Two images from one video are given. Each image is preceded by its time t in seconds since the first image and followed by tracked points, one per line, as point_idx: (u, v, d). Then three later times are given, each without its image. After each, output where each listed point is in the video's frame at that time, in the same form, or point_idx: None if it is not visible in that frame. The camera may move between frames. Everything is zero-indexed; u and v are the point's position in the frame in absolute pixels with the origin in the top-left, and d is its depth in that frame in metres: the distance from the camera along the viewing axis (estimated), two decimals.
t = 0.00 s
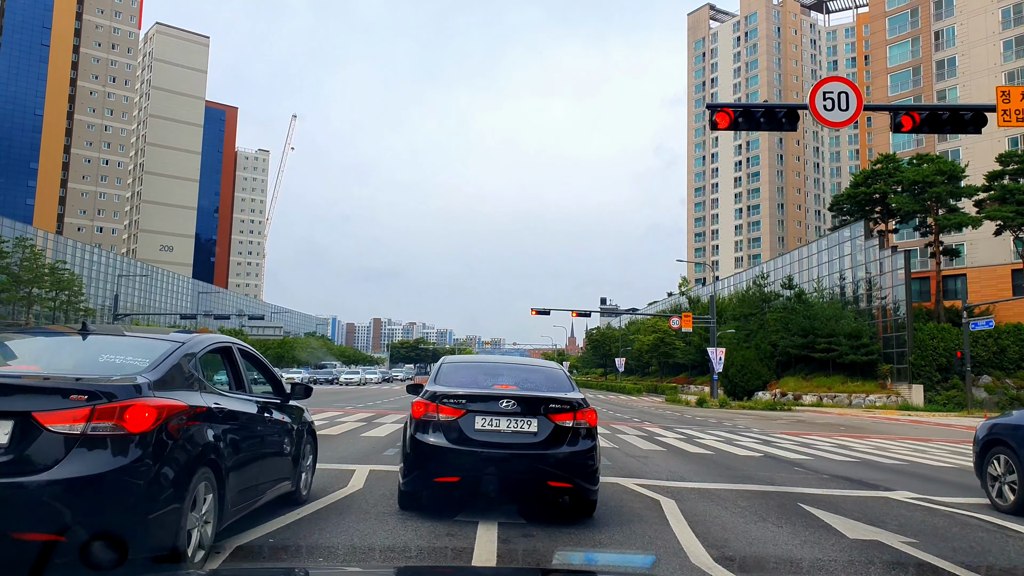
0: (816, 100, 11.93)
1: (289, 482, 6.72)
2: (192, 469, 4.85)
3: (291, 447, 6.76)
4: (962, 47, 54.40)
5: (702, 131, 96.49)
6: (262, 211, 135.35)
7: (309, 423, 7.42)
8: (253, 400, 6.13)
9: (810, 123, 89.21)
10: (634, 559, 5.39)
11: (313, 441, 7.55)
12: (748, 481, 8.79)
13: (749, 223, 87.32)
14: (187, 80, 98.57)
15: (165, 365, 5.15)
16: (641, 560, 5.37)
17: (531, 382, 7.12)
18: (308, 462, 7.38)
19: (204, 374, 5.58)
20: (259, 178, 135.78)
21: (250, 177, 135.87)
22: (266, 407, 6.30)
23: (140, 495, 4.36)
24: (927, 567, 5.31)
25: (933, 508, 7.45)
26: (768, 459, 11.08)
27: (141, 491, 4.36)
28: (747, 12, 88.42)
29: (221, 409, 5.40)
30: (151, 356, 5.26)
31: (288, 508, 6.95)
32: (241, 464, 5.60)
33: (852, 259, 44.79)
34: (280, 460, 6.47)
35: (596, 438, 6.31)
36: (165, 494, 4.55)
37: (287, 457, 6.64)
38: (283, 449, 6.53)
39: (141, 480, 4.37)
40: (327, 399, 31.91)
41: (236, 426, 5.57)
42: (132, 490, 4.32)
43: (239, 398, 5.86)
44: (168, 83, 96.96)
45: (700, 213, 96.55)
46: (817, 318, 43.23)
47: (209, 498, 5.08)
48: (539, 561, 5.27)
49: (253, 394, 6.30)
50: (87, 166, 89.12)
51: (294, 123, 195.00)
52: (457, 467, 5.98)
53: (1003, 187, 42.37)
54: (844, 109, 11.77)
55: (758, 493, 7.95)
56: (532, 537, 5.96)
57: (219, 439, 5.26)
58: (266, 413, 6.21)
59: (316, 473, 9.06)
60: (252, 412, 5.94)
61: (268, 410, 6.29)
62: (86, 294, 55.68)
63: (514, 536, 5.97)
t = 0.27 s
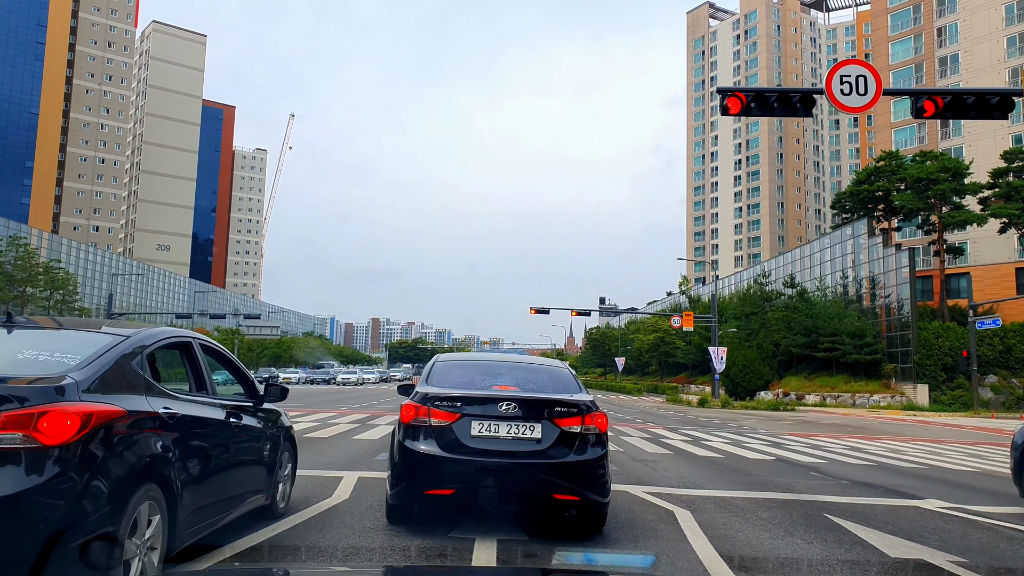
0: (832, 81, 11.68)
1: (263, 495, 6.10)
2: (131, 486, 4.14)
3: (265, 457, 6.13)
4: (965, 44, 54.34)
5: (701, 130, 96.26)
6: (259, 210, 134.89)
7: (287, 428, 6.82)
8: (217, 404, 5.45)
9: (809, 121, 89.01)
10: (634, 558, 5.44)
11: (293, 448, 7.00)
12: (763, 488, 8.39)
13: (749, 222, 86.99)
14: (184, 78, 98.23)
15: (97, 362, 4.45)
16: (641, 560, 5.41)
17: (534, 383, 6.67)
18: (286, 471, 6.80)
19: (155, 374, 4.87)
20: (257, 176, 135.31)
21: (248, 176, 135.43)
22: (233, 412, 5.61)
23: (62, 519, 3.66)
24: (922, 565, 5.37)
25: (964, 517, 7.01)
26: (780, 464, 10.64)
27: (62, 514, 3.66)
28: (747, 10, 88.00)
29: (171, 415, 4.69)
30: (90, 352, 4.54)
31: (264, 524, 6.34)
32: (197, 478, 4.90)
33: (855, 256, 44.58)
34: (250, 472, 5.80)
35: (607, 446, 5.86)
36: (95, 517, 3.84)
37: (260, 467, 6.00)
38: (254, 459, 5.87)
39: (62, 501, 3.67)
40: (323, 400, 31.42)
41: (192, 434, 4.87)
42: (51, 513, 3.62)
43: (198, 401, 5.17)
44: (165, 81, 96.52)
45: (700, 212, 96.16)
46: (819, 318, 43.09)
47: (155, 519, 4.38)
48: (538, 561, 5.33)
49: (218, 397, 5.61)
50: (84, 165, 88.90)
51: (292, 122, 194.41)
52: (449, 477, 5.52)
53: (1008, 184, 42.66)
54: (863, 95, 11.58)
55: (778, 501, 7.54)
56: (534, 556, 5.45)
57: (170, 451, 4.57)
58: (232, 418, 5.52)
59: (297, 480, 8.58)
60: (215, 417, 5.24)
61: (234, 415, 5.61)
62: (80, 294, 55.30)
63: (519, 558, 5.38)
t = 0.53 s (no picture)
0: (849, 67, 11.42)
1: (237, 508, 5.33)
2: (59, 508, 3.23)
3: (238, 467, 5.30)
4: (967, 41, 54.18)
5: (700, 129, 95.93)
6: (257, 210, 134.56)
7: (263, 432, 6.03)
8: (180, 407, 4.55)
9: (810, 120, 88.78)
10: (632, 560, 5.47)
11: (272, 456, 6.31)
12: (780, 497, 8.04)
13: (749, 222, 86.71)
14: (182, 77, 97.94)
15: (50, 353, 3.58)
16: (640, 560, 5.44)
17: (535, 383, 6.32)
18: (262, 481, 6.08)
19: (99, 371, 3.94)
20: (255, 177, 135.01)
21: (246, 176, 135.09)
22: (198, 417, 4.72)
23: None
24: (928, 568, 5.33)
25: (997, 528, 6.67)
26: (792, 470, 10.27)
27: None
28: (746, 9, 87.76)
29: (115, 422, 3.74)
30: (9, 346, 3.56)
31: (236, 542, 5.62)
32: (152, 496, 4.03)
33: (858, 254, 44.32)
34: (218, 485, 4.96)
35: (617, 454, 5.52)
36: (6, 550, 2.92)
37: (232, 480, 5.17)
38: (224, 471, 5.01)
39: None
40: (319, 401, 31.03)
41: (145, 445, 3.96)
42: None
43: (154, 406, 4.25)
44: (162, 81, 96.17)
45: (700, 212, 95.89)
46: (823, 317, 42.83)
47: (92, 548, 3.48)
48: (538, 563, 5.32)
49: (181, 399, 4.71)
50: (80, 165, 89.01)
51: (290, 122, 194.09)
52: (443, 490, 5.12)
53: (1012, 182, 42.57)
54: (880, 80, 11.37)
55: (798, 511, 7.19)
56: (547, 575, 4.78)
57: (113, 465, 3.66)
58: (196, 425, 4.63)
59: (283, 490, 8.19)
60: (175, 423, 4.34)
61: (200, 421, 4.72)
62: (76, 294, 54.89)
63: None
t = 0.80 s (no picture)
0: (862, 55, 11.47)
1: (211, 521, 5.01)
2: None
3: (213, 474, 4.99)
4: (970, 38, 53.99)
5: (700, 127, 95.60)
6: (256, 209, 134.25)
7: (242, 433, 5.72)
8: (141, 410, 4.18)
9: (810, 118, 88.53)
10: (634, 559, 5.50)
11: (254, 460, 6.04)
12: (796, 503, 7.87)
13: (750, 220, 86.45)
14: (180, 75, 97.67)
15: None
16: (641, 560, 5.48)
17: (538, 383, 6.02)
18: (243, 489, 5.80)
19: (44, 373, 3.58)
20: (254, 175, 134.73)
21: (245, 175, 134.79)
22: (163, 420, 4.37)
23: None
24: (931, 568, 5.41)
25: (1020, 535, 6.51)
26: (802, 474, 10.11)
27: None
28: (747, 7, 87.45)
29: (52, 430, 3.30)
30: None
31: (216, 552, 5.34)
32: (110, 509, 3.69)
33: (861, 253, 44.08)
34: (190, 495, 4.62)
35: (628, 462, 5.23)
36: None
37: (204, 489, 4.85)
38: (194, 479, 4.67)
39: None
40: (315, 400, 30.76)
41: (100, 452, 3.61)
42: None
43: (111, 409, 3.88)
44: (161, 79, 95.93)
45: (700, 210, 95.60)
46: (826, 316, 42.65)
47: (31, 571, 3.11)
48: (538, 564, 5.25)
49: (144, 401, 4.36)
50: (78, 163, 88.82)
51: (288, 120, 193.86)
52: (437, 500, 4.82)
53: (1017, 179, 42.28)
54: (894, 67, 11.41)
55: (815, 519, 7.04)
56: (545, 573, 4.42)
57: (54, 477, 3.26)
58: (160, 430, 4.27)
59: (274, 496, 7.96)
60: (136, 428, 3.99)
61: (165, 425, 4.36)
62: (73, 293, 54.55)
63: None
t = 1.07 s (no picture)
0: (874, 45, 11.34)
1: (189, 533, 4.78)
2: None
3: (189, 481, 4.74)
4: (973, 36, 53.96)
5: (700, 127, 95.36)
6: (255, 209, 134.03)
7: (222, 436, 5.48)
8: (106, 413, 3.90)
9: (811, 117, 88.40)
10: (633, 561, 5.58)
11: (237, 466, 5.80)
12: (806, 509, 7.77)
13: (750, 220, 86.26)
14: (179, 75, 97.50)
15: None
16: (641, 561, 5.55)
17: (540, 383, 5.81)
18: (224, 496, 5.57)
19: None
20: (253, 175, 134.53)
21: (244, 174, 134.56)
22: (133, 424, 4.11)
23: None
24: (924, 568, 5.66)
25: None
26: (809, 478, 9.99)
27: None
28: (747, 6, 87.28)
29: None
30: None
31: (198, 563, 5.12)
32: (71, 524, 3.43)
33: (863, 252, 43.93)
34: (166, 504, 4.40)
35: (637, 469, 5.02)
36: None
37: (180, 499, 4.60)
38: (167, 488, 4.42)
39: None
40: (311, 400, 30.56)
41: (61, 460, 3.36)
42: None
43: (72, 412, 3.60)
44: (160, 78, 95.73)
45: (700, 210, 95.35)
46: (827, 316, 42.47)
47: None
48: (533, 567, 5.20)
49: (109, 402, 4.10)
50: (76, 162, 88.67)
51: (287, 120, 193.56)
52: (431, 510, 4.61)
53: (1020, 178, 42.09)
54: (906, 56, 11.31)
55: (828, 526, 6.94)
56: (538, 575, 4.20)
57: (8, 485, 3.02)
58: (130, 435, 4.00)
59: (260, 502, 7.73)
60: (103, 432, 3.75)
61: (134, 428, 4.11)
62: (70, 293, 54.28)
63: None
